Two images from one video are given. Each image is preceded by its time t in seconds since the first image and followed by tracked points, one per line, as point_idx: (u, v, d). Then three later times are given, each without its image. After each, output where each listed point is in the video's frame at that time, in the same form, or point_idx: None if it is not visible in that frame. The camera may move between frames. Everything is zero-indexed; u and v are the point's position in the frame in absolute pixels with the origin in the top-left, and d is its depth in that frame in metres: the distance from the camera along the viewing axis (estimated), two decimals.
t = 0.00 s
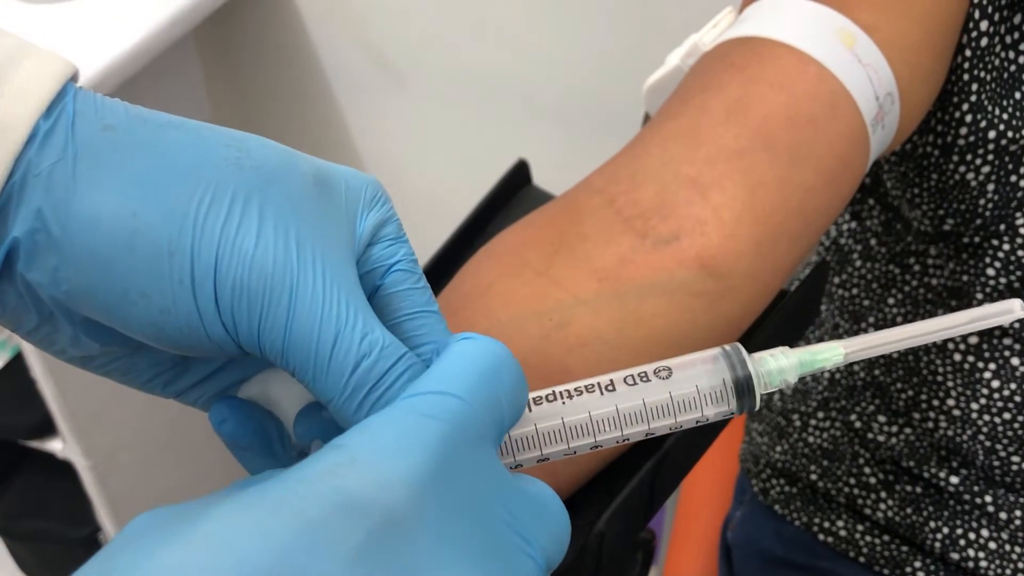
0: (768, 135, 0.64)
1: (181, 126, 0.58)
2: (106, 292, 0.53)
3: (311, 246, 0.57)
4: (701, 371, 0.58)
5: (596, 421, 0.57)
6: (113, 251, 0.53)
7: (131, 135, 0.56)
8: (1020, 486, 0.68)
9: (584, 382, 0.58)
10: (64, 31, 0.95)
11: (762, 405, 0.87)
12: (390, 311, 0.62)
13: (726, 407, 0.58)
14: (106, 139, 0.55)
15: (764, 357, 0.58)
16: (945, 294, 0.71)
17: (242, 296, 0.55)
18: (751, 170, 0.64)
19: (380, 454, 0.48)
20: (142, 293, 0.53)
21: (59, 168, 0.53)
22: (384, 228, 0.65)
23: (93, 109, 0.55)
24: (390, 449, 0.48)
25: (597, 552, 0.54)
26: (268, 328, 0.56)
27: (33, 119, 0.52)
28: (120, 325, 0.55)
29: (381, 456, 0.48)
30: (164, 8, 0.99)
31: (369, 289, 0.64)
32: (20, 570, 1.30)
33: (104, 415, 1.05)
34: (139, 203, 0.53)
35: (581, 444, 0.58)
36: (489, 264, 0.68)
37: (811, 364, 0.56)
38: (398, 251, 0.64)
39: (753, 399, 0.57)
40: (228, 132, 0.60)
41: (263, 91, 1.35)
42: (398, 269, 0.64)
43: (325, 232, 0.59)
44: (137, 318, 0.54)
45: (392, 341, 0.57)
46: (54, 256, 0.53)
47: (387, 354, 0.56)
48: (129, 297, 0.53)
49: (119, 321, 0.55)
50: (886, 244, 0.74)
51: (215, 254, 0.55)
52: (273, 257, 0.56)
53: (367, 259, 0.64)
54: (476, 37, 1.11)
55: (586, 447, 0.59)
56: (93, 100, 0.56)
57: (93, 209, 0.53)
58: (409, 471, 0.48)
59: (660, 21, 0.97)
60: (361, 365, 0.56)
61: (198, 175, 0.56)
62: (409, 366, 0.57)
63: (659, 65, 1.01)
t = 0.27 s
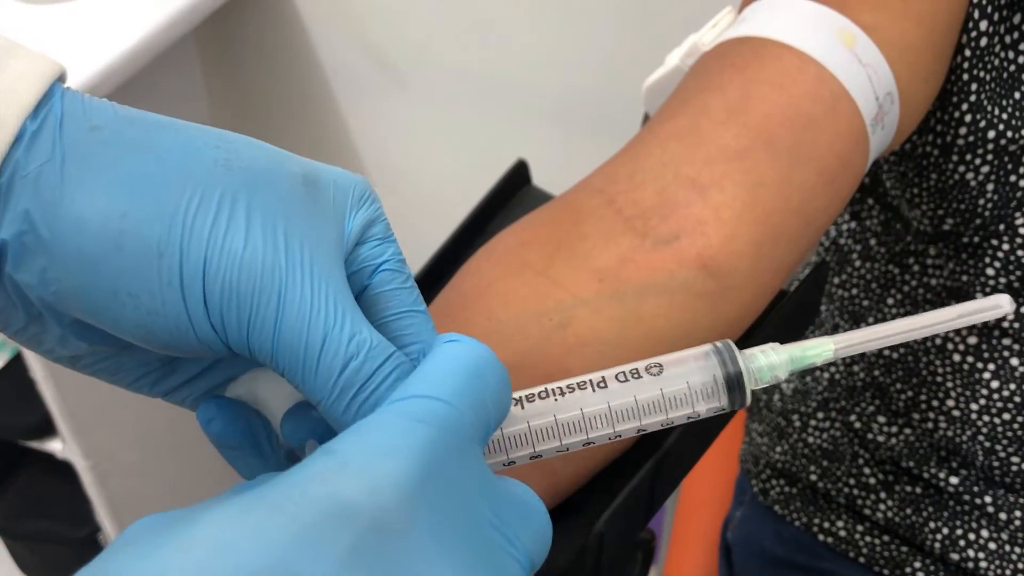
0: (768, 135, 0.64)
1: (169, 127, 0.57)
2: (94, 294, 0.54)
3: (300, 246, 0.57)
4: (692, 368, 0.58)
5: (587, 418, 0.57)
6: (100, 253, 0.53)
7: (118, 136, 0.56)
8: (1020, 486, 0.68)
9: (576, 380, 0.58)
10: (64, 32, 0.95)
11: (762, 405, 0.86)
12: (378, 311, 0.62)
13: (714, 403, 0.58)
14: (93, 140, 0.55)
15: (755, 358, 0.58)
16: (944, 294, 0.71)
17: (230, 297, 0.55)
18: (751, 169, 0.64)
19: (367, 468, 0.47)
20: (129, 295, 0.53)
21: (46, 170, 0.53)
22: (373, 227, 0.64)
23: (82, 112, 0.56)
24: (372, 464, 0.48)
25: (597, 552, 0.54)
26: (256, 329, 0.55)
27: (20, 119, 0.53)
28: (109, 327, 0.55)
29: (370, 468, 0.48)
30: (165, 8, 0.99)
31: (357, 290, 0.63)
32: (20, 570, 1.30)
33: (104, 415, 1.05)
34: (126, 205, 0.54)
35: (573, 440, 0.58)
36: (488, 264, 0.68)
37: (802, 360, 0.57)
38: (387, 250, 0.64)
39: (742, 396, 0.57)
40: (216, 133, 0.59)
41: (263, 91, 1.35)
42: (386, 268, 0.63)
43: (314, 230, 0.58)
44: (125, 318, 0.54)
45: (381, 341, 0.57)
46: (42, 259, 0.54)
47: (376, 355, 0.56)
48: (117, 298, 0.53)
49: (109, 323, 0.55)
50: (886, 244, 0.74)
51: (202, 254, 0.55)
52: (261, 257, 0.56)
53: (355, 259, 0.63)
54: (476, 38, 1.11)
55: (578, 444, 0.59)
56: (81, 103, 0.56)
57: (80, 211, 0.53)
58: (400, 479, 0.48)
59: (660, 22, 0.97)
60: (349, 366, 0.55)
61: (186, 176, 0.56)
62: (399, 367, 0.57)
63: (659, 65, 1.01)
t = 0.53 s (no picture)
0: (768, 135, 0.64)
1: (134, 123, 0.58)
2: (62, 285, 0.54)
3: (267, 237, 0.57)
4: (638, 339, 0.56)
5: (541, 394, 0.56)
6: (67, 244, 0.53)
7: (85, 130, 0.56)
8: (1019, 486, 0.68)
9: (530, 360, 0.57)
10: (64, 30, 0.95)
11: (761, 405, 0.87)
12: (353, 303, 0.63)
13: (668, 372, 0.56)
14: (60, 135, 0.55)
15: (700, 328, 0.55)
16: (943, 293, 0.70)
17: (200, 287, 0.55)
18: (750, 169, 0.64)
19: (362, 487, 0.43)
20: (96, 285, 0.54)
21: (13, 164, 0.54)
22: (343, 221, 0.65)
23: (48, 109, 0.56)
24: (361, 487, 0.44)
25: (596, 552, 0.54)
26: (226, 319, 0.56)
27: None
28: (87, 323, 0.57)
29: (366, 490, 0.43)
30: (164, 7, 0.99)
31: (331, 282, 0.65)
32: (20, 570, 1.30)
33: (104, 414, 1.05)
34: (92, 197, 0.54)
35: (533, 418, 0.56)
36: (487, 264, 0.68)
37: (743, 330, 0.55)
38: (357, 245, 0.65)
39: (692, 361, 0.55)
40: (184, 130, 0.60)
41: (262, 91, 1.35)
42: (359, 262, 0.65)
43: (281, 223, 0.59)
44: (93, 307, 0.55)
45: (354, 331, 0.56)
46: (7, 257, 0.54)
47: (345, 344, 0.55)
48: (84, 288, 0.54)
49: (77, 312, 0.56)
50: (885, 244, 0.75)
51: (170, 246, 0.55)
52: (228, 248, 0.56)
53: (326, 253, 0.65)
54: (475, 37, 1.11)
55: (539, 422, 0.57)
56: (48, 99, 0.56)
57: (47, 203, 0.53)
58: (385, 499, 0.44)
59: (660, 22, 0.98)
60: (322, 354, 0.55)
61: (152, 170, 0.56)
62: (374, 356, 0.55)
63: (659, 65, 1.01)
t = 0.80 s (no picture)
0: (766, 135, 0.65)
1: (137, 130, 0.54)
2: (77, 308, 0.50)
3: (291, 249, 0.55)
4: (665, 327, 0.56)
5: (573, 383, 0.56)
6: (79, 262, 0.49)
7: (92, 144, 0.52)
8: (1017, 484, 0.68)
9: (562, 358, 0.57)
10: (64, 30, 0.95)
11: (760, 404, 0.87)
12: (376, 319, 0.62)
13: (699, 360, 0.55)
14: (64, 149, 0.51)
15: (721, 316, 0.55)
16: (942, 293, 0.71)
17: (227, 301, 0.52)
18: (748, 169, 0.64)
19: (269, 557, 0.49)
20: (116, 304, 0.50)
21: (16, 182, 0.49)
22: (357, 237, 0.64)
23: (47, 121, 0.51)
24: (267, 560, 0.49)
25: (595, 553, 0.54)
26: (258, 335, 0.53)
27: None
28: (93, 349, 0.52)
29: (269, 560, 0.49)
30: (165, 7, 0.99)
31: (351, 300, 0.64)
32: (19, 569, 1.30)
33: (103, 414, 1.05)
34: (108, 214, 0.50)
35: (571, 411, 0.56)
36: (486, 265, 0.68)
37: (762, 311, 0.55)
38: (374, 260, 0.64)
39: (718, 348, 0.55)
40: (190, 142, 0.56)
41: (262, 91, 1.34)
42: (378, 277, 0.64)
43: (302, 237, 0.57)
44: (103, 328, 0.51)
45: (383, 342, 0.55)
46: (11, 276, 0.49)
47: (377, 351, 0.54)
48: (98, 309, 0.50)
49: (89, 337, 0.51)
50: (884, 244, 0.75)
51: (195, 265, 0.51)
52: (256, 258, 0.53)
53: (342, 271, 0.64)
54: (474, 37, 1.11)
55: (575, 417, 0.56)
56: (49, 118, 0.51)
57: (57, 222, 0.49)
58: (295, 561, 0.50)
59: (659, 22, 0.98)
60: (357, 363, 0.53)
61: (171, 180, 0.53)
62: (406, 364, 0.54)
63: (657, 66, 1.01)
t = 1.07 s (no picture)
0: (764, 134, 0.64)
1: (132, 176, 0.54)
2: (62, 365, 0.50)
3: (280, 300, 0.55)
4: (632, 347, 0.56)
5: (547, 414, 0.54)
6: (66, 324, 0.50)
7: (82, 198, 0.52)
8: (1017, 483, 0.68)
9: (534, 389, 0.56)
10: (62, 30, 0.95)
11: (759, 404, 0.86)
12: (369, 359, 0.60)
13: (663, 381, 0.55)
14: (56, 203, 0.52)
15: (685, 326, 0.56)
16: (942, 292, 0.71)
17: (213, 357, 0.51)
18: (746, 169, 0.64)
19: None
20: (101, 364, 0.50)
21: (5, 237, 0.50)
22: (354, 271, 0.62)
23: (41, 167, 0.52)
24: None
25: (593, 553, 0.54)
26: (245, 392, 0.52)
27: None
28: (79, 396, 0.53)
29: None
30: (163, 7, 0.99)
31: (342, 338, 0.62)
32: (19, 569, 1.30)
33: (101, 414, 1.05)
34: (94, 273, 0.50)
35: (550, 444, 0.55)
36: (483, 265, 0.67)
37: (730, 315, 0.55)
38: (371, 295, 0.62)
39: (682, 360, 0.55)
40: (182, 180, 0.56)
41: (260, 90, 1.34)
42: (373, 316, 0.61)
43: (292, 282, 0.56)
44: (95, 382, 0.51)
45: (370, 394, 0.55)
46: (1, 329, 0.50)
47: (362, 405, 0.54)
48: (85, 366, 0.50)
49: (76, 388, 0.52)
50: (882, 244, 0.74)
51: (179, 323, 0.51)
52: (243, 312, 0.53)
53: (336, 308, 0.62)
54: (473, 36, 1.11)
55: (554, 448, 0.55)
56: (42, 153, 0.53)
57: (45, 281, 0.49)
58: None
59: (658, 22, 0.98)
60: (343, 419, 0.53)
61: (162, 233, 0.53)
62: (392, 415, 0.54)
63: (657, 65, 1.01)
